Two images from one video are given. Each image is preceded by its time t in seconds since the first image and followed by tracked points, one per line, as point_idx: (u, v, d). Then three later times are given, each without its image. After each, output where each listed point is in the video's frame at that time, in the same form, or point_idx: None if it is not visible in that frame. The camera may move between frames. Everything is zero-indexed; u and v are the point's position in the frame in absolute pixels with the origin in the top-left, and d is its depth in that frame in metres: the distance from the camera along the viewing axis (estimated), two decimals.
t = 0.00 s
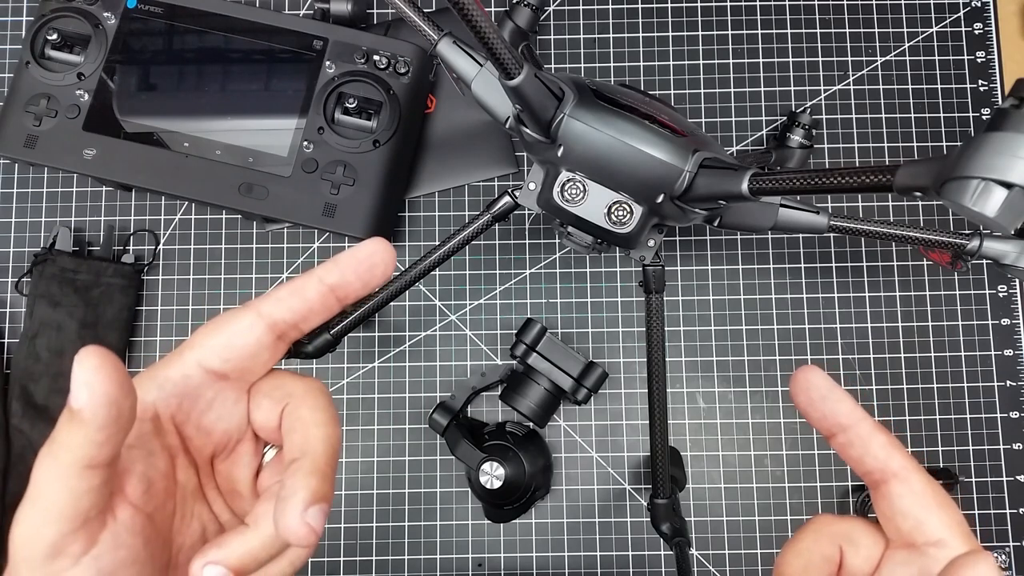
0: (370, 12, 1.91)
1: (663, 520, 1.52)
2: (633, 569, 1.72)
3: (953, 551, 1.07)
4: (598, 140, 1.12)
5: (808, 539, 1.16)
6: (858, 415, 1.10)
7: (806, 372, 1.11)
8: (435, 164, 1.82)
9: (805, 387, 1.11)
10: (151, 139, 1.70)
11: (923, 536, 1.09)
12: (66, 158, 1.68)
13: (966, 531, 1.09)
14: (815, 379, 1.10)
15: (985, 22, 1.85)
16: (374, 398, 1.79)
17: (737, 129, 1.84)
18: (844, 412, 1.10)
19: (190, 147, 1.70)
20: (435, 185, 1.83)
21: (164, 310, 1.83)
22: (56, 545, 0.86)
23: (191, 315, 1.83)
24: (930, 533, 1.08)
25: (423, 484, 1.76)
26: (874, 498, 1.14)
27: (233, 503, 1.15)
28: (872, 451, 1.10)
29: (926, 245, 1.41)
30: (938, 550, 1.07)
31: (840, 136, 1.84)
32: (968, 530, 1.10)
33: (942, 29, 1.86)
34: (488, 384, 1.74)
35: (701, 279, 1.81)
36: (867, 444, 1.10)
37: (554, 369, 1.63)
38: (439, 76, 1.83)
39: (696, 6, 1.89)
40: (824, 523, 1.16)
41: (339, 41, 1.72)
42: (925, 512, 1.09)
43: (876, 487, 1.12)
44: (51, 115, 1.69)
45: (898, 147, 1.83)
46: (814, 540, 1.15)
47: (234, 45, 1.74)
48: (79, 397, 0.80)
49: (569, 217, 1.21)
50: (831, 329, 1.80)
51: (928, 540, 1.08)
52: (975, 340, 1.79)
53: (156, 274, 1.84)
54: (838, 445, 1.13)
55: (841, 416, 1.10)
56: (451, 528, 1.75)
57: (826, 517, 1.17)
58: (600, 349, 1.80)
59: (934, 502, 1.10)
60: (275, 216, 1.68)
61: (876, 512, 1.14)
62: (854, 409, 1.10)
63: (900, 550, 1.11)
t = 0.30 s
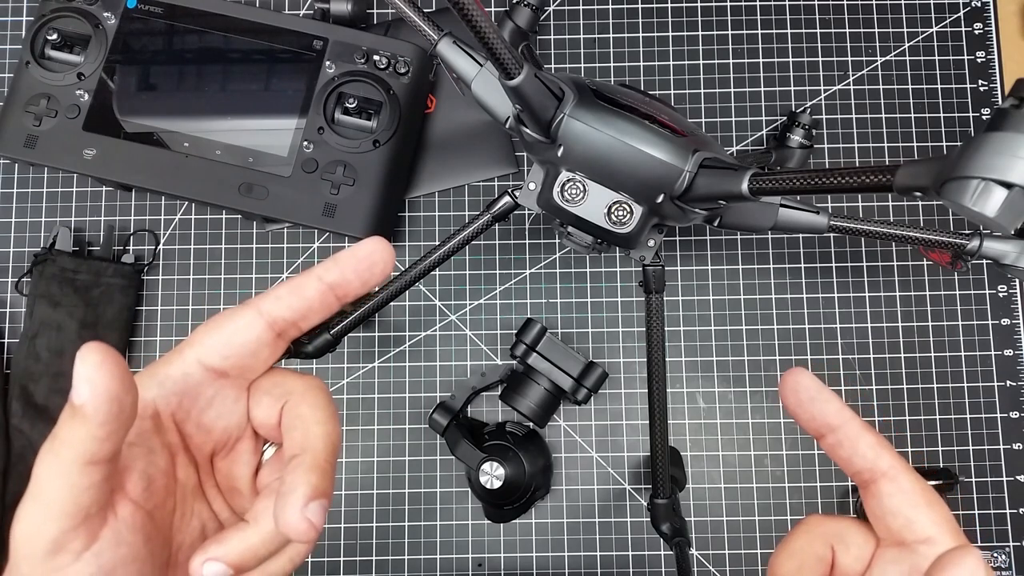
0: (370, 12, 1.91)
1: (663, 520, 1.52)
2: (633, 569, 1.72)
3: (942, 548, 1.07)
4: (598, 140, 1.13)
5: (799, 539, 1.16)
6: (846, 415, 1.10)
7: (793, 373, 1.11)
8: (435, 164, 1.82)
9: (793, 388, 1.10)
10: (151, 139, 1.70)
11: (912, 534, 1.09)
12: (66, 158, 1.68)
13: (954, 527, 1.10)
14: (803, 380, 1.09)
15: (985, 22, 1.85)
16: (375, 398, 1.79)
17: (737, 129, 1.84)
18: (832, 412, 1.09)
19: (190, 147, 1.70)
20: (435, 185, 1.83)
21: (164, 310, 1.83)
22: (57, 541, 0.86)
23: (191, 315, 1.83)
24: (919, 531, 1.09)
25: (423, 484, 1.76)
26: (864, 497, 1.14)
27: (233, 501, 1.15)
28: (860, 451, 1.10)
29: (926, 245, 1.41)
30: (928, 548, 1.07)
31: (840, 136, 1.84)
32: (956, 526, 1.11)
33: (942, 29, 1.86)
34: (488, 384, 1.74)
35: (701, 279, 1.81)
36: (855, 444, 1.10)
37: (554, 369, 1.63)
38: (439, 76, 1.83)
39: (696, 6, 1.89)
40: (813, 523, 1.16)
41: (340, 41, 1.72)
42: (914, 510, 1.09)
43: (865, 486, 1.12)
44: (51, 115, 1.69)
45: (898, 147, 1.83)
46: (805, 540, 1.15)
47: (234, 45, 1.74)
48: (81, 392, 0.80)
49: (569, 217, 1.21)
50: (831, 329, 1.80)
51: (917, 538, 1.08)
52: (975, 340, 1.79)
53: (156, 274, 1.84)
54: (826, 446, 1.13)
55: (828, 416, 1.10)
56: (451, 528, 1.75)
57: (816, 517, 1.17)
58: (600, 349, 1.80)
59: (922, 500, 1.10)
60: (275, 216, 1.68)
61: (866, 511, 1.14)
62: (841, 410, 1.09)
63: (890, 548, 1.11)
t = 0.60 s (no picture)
0: (370, 12, 1.91)
1: (663, 520, 1.52)
2: (633, 569, 1.72)
3: (939, 547, 1.07)
4: (598, 140, 1.13)
5: (796, 540, 1.16)
6: (843, 415, 1.10)
7: (789, 374, 1.11)
8: (435, 164, 1.82)
9: (789, 389, 1.11)
10: (151, 139, 1.70)
11: (909, 534, 1.09)
12: (66, 158, 1.68)
13: (951, 526, 1.10)
14: (799, 380, 1.10)
15: (985, 22, 1.85)
16: (375, 398, 1.79)
17: (736, 129, 1.84)
18: (828, 412, 1.10)
19: (191, 147, 1.70)
20: (435, 186, 1.83)
21: (164, 310, 1.83)
22: (59, 541, 0.86)
23: (191, 315, 1.83)
24: (917, 530, 1.08)
25: (423, 484, 1.76)
26: (860, 497, 1.14)
27: (234, 503, 1.15)
28: (856, 451, 1.11)
29: (926, 245, 1.41)
30: (925, 547, 1.07)
31: (840, 136, 1.84)
32: (953, 525, 1.11)
33: (942, 29, 1.86)
34: (488, 384, 1.74)
35: (701, 279, 1.81)
36: (851, 444, 1.11)
37: (554, 369, 1.63)
38: (439, 76, 1.83)
39: (696, 6, 1.88)
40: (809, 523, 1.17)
41: (340, 41, 1.72)
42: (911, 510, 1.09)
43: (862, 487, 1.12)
44: (51, 115, 1.69)
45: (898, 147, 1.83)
46: (801, 541, 1.16)
47: (234, 45, 1.74)
48: (83, 392, 0.81)
49: (569, 217, 1.21)
50: (831, 329, 1.80)
51: (914, 538, 1.08)
52: (975, 340, 1.79)
53: (156, 274, 1.84)
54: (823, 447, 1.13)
55: (826, 416, 1.10)
56: (451, 528, 1.75)
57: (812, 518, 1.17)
58: (600, 349, 1.80)
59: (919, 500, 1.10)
60: (275, 216, 1.68)
61: (862, 511, 1.14)
62: (838, 410, 1.10)
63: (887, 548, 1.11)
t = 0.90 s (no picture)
0: (370, 12, 1.91)
1: (663, 520, 1.52)
2: (633, 569, 1.72)
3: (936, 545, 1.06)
4: (598, 140, 1.12)
5: (793, 539, 1.16)
6: (839, 415, 1.10)
7: (785, 374, 1.12)
8: (435, 164, 1.82)
9: (784, 390, 1.11)
10: (151, 139, 1.70)
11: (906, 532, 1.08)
12: (66, 158, 1.68)
13: (948, 524, 1.10)
14: (795, 380, 1.11)
15: (985, 22, 1.85)
16: (375, 398, 1.79)
17: (736, 129, 1.84)
18: (826, 412, 1.10)
19: (191, 147, 1.70)
20: (435, 185, 1.83)
21: (164, 310, 1.83)
22: (62, 536, 0.86)
23: (191, 315, 1.83)
24: (914, 528, 1.08)
25: (423, 484, 1.76)
26: (857, 496, 1.14)
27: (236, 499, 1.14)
28: (853, 450, 1.11)
29: (926, 245, 1.41)
30: (922, 545, 1.07)
31: (840, 136, 1.84)
32: (950, 523, 1.11)
33: (942, 29, 1.86)
34: (488, 384, 1.74)
35: (701, 279, 1.81)
36: (848, 444, 1.11)
37: (554, 369, 1.63)
38: (439, 76, 1.83)
39: (696, 6, 1.88)
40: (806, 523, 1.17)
41: (340, 41, 1.72)
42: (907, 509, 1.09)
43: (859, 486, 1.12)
44: (51, 115, 1.69)
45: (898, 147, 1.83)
46: (799, 541, 1.15)
47: (234, 45, 1.74)
48: (88, 387, 0.81)
49: (569, 216, 1.21)
50: (831, 329, 1.80)
51: (912, 536, 1.08)
52: (975, 340, 1.79)
53: (156, 274, 1.84)
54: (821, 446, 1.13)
55: (824, 416, 1.10)
56: (451, 528, 1.75)
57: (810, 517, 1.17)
58: (600, 349, 1.80)
59: (916, 499, 1.09)
60: (275, 216, 1.68)
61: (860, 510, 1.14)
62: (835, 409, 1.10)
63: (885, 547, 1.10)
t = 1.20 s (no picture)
0: (370, 12, 1.91)
1: (663, 520, 1.52)
2: (633, 569, 1.72)
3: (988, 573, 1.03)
4: (598, 140, 1.12)
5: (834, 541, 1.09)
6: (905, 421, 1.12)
7: (854, 369, 1.18)
8: (435, 163, 1.82)
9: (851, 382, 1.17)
10: (151, 139, 1.70)
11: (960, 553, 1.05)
12: (66, 158, 1.68)
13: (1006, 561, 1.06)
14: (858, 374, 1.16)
15: (985, 22, 1.85)
16: (375, 398, 1.79)
17: (736, 129, 1.84)
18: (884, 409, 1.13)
19: (190, 147, 1.70)
20: (435, 186, 1.83)
21: (164, 310, 1.83)
22: (64, 532, 0.86)
23: (191, 315, 1.83)
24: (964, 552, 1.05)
25: (423, 484, 1.76)
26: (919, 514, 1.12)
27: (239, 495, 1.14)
28: (916, 460, 1.11)
29: (926, 244, 1.41)
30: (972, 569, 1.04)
31: (840, 136, 1.84)
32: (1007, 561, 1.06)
33: (942, 29, 1.86)
34: (488, 384, 1.74)
35: (701, 279, 1.81)
36: (909, 451, 1.12)
37: (554, 369, 1.63)
38: (439, 76, 1.83)
39: (696, 6, 1.88)
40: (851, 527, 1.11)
41: (340, 41, 1.72)
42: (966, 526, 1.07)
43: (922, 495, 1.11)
44: (51, 115, 1.69)
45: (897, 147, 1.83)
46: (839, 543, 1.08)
47: (234, 45, 1.74)
48: (88, 384, 0.81)
49: (569, 217, 1.21)
50: (831, 329, 1.80)
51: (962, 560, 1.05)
52: (975, 340, 1.79)
53: (156, 274, 1.84)
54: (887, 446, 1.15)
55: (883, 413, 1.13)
56: (451, 528, 1.75)
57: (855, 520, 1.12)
58: (600, 349, 1.80)
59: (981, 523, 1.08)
60: (275, 216, 1.68)
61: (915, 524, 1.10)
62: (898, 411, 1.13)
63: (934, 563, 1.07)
